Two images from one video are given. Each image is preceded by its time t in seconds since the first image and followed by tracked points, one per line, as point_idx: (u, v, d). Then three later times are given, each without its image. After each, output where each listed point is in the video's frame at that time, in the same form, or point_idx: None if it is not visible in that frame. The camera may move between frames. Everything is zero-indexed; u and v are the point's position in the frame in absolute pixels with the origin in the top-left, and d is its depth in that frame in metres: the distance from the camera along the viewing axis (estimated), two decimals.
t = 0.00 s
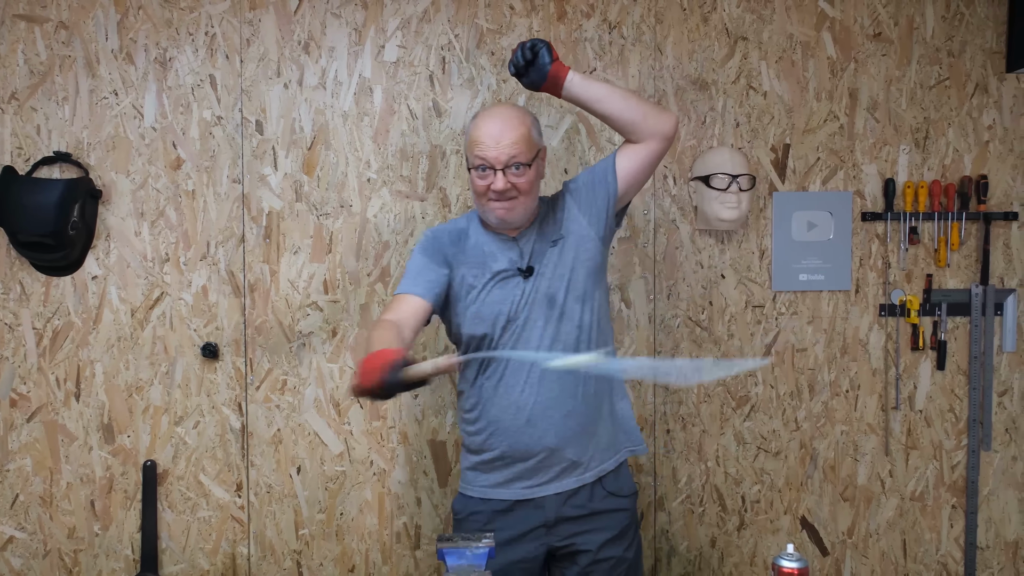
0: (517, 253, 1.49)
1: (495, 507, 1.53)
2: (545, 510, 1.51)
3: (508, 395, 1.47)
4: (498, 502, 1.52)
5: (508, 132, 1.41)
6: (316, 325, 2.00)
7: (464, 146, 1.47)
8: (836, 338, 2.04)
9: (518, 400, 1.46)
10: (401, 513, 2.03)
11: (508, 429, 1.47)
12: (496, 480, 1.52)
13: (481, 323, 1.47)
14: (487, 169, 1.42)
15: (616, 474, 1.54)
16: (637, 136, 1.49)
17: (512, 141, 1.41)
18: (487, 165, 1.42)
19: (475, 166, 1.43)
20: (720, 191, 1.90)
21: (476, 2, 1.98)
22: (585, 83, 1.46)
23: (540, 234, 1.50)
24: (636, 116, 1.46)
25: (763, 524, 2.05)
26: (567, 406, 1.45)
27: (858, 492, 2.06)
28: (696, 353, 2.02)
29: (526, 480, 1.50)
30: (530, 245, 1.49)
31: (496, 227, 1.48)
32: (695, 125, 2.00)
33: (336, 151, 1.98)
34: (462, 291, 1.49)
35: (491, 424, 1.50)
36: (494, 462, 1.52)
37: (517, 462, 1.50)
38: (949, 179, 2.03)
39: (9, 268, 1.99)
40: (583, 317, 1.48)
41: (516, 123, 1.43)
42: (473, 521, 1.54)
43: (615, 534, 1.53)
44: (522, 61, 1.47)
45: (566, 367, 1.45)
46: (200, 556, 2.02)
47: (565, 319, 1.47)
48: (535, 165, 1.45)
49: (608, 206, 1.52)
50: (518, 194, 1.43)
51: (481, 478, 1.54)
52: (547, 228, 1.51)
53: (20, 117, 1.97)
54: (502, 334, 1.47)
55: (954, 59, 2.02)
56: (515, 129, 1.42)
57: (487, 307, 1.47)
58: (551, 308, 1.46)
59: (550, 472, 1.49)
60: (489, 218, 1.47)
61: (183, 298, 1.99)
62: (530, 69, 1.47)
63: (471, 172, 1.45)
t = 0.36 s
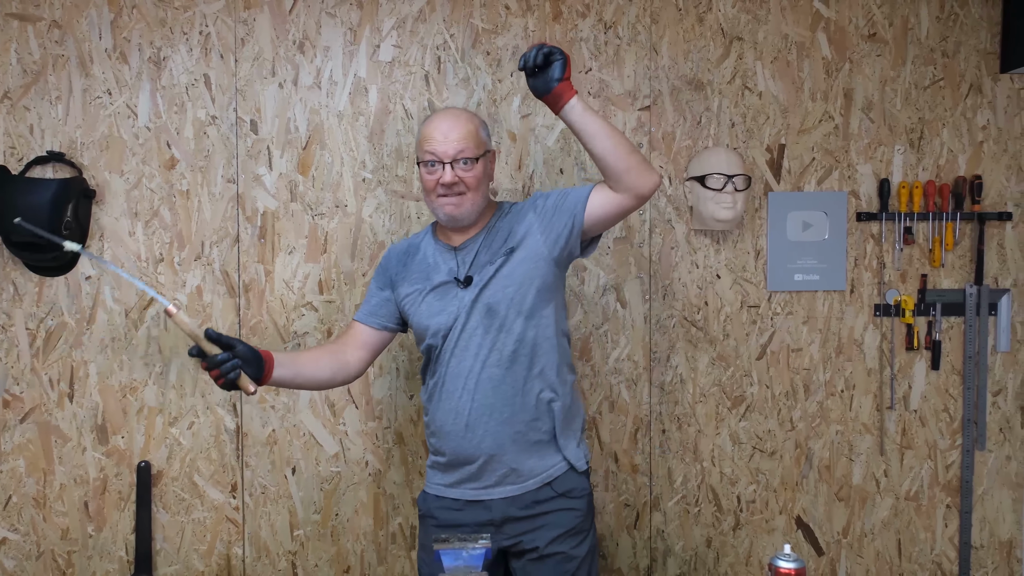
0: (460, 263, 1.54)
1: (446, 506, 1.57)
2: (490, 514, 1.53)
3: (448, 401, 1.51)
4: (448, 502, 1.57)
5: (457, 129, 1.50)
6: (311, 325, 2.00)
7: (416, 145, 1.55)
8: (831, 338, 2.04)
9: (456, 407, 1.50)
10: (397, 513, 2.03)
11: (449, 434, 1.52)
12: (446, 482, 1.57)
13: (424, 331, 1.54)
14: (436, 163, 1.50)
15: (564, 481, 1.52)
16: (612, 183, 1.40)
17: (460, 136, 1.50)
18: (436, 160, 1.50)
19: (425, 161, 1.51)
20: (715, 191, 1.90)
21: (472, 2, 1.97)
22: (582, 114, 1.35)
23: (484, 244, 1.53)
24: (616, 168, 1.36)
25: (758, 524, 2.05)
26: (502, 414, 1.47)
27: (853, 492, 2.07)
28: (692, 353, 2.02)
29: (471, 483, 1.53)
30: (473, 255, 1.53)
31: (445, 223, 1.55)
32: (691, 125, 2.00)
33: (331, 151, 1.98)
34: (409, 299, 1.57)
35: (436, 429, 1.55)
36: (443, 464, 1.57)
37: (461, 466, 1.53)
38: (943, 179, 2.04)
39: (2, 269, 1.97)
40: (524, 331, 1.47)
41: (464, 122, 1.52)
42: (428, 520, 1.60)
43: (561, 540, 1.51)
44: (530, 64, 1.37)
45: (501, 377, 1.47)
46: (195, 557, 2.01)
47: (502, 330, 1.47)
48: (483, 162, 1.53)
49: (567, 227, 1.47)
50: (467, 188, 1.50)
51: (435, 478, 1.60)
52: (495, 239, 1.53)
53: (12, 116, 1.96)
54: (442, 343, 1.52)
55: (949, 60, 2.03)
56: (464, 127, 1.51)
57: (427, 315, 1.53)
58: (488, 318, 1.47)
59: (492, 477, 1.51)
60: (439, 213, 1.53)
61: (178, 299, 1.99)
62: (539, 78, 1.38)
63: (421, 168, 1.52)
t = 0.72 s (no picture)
0: (456, 264, 1.54)
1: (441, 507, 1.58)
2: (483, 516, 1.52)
3: (440, 404, 1.51)
4: (443, 502, 1.57)
5: (441, 127, 1.51)
6: (307, 325, 1.99)
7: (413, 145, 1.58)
8: (828, 338, 2.04)
9: (448, 411, 1.50)
10: (393, 514, 2.02)
11: (441, 436, 1.52)
12: (441, 482, 1.57)
13: (418, 331, 1.54)
14: (421, 162, 1.52)
15: (558, 486, 1.51)
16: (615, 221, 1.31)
17: (443, 135, 1.50)
18: (421, 158, 1.52)
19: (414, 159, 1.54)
20: (713, 190, 1.90)
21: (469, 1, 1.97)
22: (608, 150, 1.23)
23: (480, 247, 1.53)
24: (624, 211, 1.27)
25: (755, 524, 2.05)
26: (494, 420, 1.46)
27: (850, 492, 2.06)
28: (689, 353, 2.02)
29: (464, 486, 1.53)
30: (468, 258, 1.53)
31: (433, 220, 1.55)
32: (688, 125, 1.99)
33: (327, 151, 1.97)
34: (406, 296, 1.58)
35: (430, 430, 1.55)
36: (438, 465, 1.58)
37: (454, 469, 1.53)
38: (940, 179, 2.04)
39: None
40: (518, 340, 1.45)
41: (456, 121, 1.52)
42: (425, 519, 1.61)
43: (555, 546, 1.49)
44: (571, 83, 1.21)
45: (493, 384, 1.46)
46: (190, 558, 2.00)
47: (495, 337, 1.46)
48: (468, 160, 1.51)
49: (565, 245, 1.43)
50: (447, 187, 1.50)
51: (431, 478, 1.60)
52: (493, 245, 1.52)
53: (6, 115, 1.94)
54: (436, 345, 1.52)
55: (946, 59, 2.03)
56: (455, 127, 1.51)
57: (422, 316, 1.53)
58: (481, 324, 1.47)
59: (484, 481, 1.50)
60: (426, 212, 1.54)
61: (173, 298, 1.98)
62: (580, 105, 1.23)
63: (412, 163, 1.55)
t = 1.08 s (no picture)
0: (481, 264, 1.53)
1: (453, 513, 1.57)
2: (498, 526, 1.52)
3: (459, 408, 1.50)
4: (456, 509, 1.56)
5: (457, 125, 1.53)
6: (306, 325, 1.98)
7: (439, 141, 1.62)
8: (828, 338, 2.04)
9: (467, 416, 1.48)
10: (392, 514, 2.02)
11: (459, 440, 1.51)
12: (455, 488, 1.56)
13: (440, 330, 1.53)
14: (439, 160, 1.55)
15: (576, 500, 1.51)
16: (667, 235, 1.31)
17: (457, 134, 1.52)
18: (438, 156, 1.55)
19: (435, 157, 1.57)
20: (713, 189, 1.89)
21: None
22: (678, 168, 1.23)
23: (508, 248, 1.52)
24: (679, 231, 1.26)
25: (755, 524, 2.05)
26: (515, 429, 1.46)
27: (850, 492, 2.06)
28: (689, 353, 2.01)
29: (478, 495, 1.52)
30: (495, 259, 1.52)
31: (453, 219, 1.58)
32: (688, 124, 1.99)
33: (326, 150, 1.96)
34: (429, 292, 1.57)
35: (448, 432, 1.54)
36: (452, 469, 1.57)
37: (469, 476, 1.52)
38: (940, 179, 2.03)
39: None
40: (543, 350, 1.45)
41: (472, 118, 1.53)
42: (438, 523, 1.60)
43: (573, 560, 1.49)
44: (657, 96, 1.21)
45: (516, 393, 1.45)
46: (188, 559, 2.00)
47: (520, 344, 1.45)
48: (481, 160, 1.50)
49: (602, 256, 1.43)
50: (457, 186, 1.51)
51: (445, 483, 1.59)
52: (522, 247, 1.50)
53: (3, 114, 1.93)
54: (459, 346, 1.51)
55: (945, 59, 2.03)
56: (469, 125, 1.52)
57: (446, 314, 1.52)
58: (507, 330, 1.46)
59: (499, 492, 1.50)
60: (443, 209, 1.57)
61: (171, 298, 1.97)
62: (661, 115, 1.21)
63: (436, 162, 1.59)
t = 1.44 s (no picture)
0: (505, 265, 1.50)
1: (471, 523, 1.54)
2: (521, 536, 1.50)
3: (484, 415, 1.46)
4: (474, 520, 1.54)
5: (520, 126, 1.47)
6: (304, 324, 1.98)
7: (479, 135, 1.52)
8: (827, 338, 2.04)
9: (494, 425, 1.45)
10: (390, 514, 2.01)
11: (483, 449, 1.47)
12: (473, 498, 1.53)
13: (460, 332, 1.48)
14: (494, 159, 1.48)
15: (601, 506, 1.51)
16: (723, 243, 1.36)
17: (522, 136, 1.46)
18: (494, 155, 1.47)
19: (484, 154, 1.49)
20: (711, 189, 1.97)
21: None
22: (766, 181, 1.28)
23: (535, 249, 1.49)
24: (743, 243, 1.33)
25: (754, 524, 2.05)
26: (545, 438, 1.44)
27: (848, 492, 2.06)
28: (688, 353, 2.01)
29: (501, 505, 1.49)
30: (521, 259, 1.49)
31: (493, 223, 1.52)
32: (687, 124, 1.99)
33: (325, 149, 1.96)
34: (446, 291, 1.52)
35: (469, 440, 1.50)
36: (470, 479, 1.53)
37: (491, 486, 1.49)
38: (939, 178, 2.04)
39: None
40: (574, 357, 1.44)
41: (532, 121, 1.48)
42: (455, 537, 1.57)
43: (598, 567, 1.49)
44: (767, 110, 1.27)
45: (546, 400, 1.43)
46: (186, 559, 1.99)
47: (551, 350, 1.43)
48: (542, 167, 1.49)
49: (640, 261, 1.43)
50: (521, 192, 1.47)
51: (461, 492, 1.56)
52: (550, 249, 1.49)
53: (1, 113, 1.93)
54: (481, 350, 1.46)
55: (944, 59, 2.03)
56: (528, 129, 1.47)
57: (467, 316, 1.47)
58: (537, 335, 1.43)
59: (524, 502, 1.48)
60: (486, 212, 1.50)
61: (168, 298, 1.96)
62: (776, 126, 1.26)
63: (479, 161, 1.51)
